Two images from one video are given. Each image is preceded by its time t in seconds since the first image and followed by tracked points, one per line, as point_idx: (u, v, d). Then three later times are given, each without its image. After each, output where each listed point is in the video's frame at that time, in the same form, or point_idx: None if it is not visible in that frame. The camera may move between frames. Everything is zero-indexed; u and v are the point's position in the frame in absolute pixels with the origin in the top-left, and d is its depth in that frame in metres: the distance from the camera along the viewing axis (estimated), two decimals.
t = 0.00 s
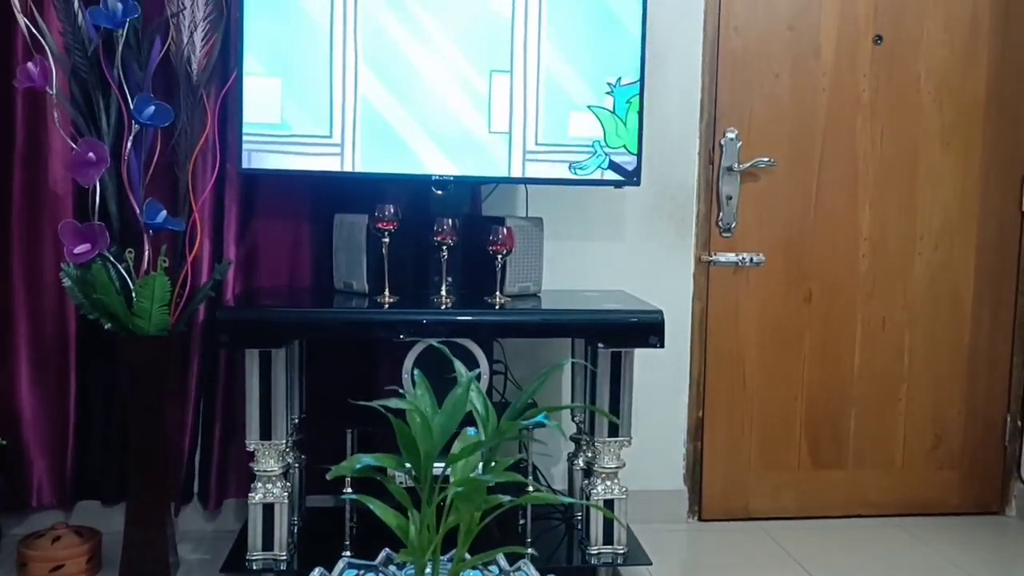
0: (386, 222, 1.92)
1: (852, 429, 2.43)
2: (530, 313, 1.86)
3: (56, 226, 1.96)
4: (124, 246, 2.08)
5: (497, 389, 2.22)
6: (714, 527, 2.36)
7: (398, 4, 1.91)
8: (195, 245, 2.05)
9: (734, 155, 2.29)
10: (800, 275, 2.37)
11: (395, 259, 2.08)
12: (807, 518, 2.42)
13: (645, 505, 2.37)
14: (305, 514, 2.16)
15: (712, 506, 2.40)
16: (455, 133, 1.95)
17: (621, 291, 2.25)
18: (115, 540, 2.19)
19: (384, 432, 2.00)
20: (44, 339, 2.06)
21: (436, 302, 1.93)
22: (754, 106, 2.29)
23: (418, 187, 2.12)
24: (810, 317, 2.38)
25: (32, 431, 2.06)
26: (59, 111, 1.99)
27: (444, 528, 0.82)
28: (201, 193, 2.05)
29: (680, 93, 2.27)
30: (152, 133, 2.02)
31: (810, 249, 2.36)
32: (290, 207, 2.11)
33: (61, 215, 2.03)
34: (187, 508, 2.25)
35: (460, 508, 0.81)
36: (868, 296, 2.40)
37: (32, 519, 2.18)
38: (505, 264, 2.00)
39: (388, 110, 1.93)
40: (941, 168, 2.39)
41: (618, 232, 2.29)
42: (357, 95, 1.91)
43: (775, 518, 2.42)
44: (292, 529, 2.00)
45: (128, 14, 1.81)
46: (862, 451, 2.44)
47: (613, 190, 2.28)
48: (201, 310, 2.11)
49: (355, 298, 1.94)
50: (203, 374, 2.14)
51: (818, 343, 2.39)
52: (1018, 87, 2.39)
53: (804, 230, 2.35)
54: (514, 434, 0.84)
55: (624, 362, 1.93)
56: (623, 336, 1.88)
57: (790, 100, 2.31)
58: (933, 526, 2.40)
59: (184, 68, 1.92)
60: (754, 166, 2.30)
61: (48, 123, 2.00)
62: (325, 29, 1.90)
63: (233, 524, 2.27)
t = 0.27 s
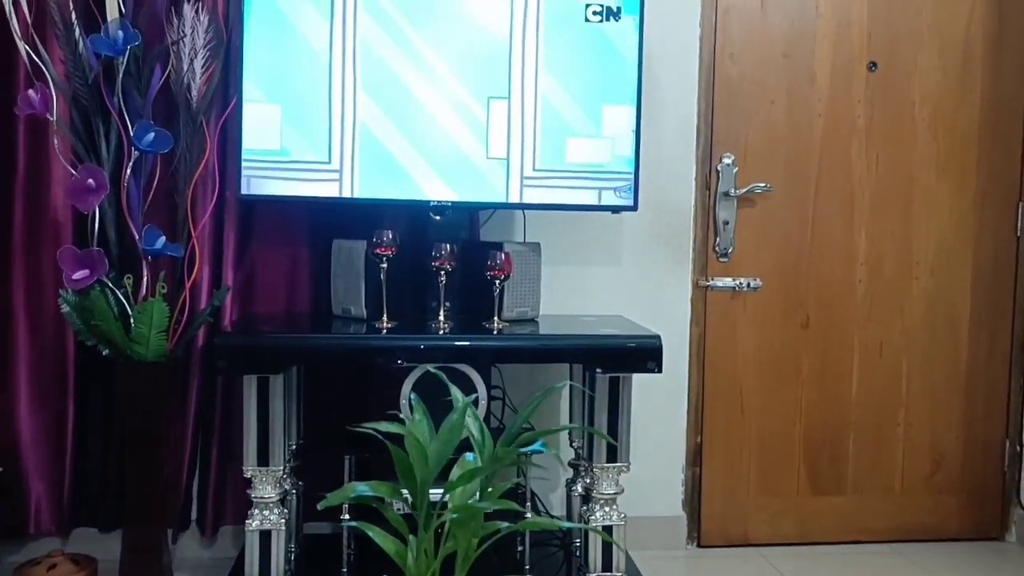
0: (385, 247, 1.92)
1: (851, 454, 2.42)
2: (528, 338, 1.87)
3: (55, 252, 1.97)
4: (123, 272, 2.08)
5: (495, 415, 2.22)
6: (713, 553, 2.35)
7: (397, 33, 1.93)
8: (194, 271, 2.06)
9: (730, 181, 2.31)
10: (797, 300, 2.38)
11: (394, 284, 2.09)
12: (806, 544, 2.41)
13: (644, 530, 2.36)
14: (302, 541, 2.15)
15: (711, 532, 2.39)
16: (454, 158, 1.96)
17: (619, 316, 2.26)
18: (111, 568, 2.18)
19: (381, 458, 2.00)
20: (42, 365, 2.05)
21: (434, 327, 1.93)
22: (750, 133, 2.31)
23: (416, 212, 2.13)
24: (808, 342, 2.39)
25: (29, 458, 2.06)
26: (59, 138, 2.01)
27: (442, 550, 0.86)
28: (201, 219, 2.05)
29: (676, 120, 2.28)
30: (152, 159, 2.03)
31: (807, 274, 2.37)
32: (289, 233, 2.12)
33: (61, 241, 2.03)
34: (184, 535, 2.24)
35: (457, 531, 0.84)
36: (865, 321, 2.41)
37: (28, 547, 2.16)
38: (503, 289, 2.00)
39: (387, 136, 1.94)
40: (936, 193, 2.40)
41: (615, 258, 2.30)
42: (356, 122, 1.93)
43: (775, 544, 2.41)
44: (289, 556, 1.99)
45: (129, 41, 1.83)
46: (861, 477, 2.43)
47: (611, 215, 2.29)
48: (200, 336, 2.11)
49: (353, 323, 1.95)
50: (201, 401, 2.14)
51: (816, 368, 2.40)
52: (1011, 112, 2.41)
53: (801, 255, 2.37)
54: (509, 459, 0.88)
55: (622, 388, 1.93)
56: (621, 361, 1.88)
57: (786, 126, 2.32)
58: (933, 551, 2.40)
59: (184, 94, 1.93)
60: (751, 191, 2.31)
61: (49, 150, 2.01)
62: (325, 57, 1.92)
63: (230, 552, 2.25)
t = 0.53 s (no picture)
0: (384, 273, 1.92)
1: (851, 481, 2.41)
2: (527, 364, 1.87)
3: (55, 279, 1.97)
4: (122, 298, 2.08)
5: (494, 442, 2.20)
6: None
7: (396, 61, 1.95)
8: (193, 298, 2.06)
9: (728, 208, 2.32)
10: (796, 327, 2.38)
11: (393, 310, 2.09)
12: (807, 571, 2.40)
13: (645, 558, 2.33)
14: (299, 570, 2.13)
15: (711, 559, 2.38)
16: (453, 184, 1.97)
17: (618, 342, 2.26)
18: None
19: (379, 486, 1.98)
20: (40, 392, 2.05)
21: (433, 353, 1.93)
22: (747, 160, 2.32)
23: (416, 238, 2.14)
24: (807, 368, 2.39)
25: (26, 486, 2.04)
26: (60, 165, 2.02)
27: None
28: (200, 245, 2.05)
29: (674, 148, 2.30)
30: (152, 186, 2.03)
31: (805, 300, 2.37)
32: (288, 260, 2.12)
33: (61, 268, 2.04)
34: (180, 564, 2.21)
35: (456, 558, 0.84)
36: (864, 347, 2.41)
37: None
38: (501, 315, 2.00)
39: (386, 163, 1.95)
40: (933, 219, 2.41)
41: (614, 284, 2.30)
42: (356, 150, 1.94)
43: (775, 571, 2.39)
44: None
45: (130, 69, 1.84)
46: (862, 504, 2.42)
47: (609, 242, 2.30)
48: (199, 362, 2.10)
49: (351, 349, 1.95)
50: (198, 428, 2.13)
51: (815, 394, 2.39)
52: (1007, 139, 2.43)
53: (799, 281, 2.37)
54: (509, 485, 0.88)
55: (622, 414, 1.92)
56: (620, 387, 1.88)
57: (783, 153, 2.34)
58: None
59: (184, 122, 1.94)
60: (748, 218, 2.32)
61: (50, 177, 2.02)
62: (324, 86, 1.93)
63: None
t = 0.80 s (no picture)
0: (383, 299, 1.92)
1: (852, 508, 2.40)
2: (525, 391, 1.86)
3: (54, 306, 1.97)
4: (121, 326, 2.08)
5: (494, 469, 2.19)
6: None
7: (396, 90, 1.96)
8: (192, 325, 2.06)
9: (726, 235, 2.32)
10: (795, 353, 2.38)
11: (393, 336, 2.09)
12: None
13: None
14: None
15: None
16: (452, 211, 1.98)
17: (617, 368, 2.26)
18: None
19: (378, 514, 1.97)
20: (38, 420, 2.04)
21: (432, 380, 1.93)
22: (745, 187, 2.34)
23: (416, 264, 2.15)
24: (806, 394, 2.38)
25: (22, 514, 2.03)
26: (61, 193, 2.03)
27: None
28: (200, 271, 2.07)
29: (673, 175, 2.31)
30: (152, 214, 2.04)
31: (804, 326, 2.37)
32: (287, 288, 2.13)
33: (60, 295, 2.04)
34: None
35: None
36: (863, 374, 2.40)
37: None
38: (500, 342, 2.00)
39: (385, 191, 1.96)
40: (930, 246, 2.42)
41: (613, 311, 2.30)
42: (355, 178, 1.95)
43: None
44: None
45: (131, 98, 1.85)
46: (862, 532, 2.41)
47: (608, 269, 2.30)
48: (197, 389, 2.10)
49: (350, 376, 1.94)
50: (197, 456, 2.12)
51: (815, 422, 2.39)
52: (1005, 165, 2.43)
53: (799, 307, 2.37)
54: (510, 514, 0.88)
55: (621, 441, 1.92)
56: (619, 414, 1.88)
57: (781, 180, 2.35)
58: None
59: (185, 150, 1.95)
60: (747, 245, 2.33)
61: (51, 205, 2.03)
62: (325, 115, 1.94)
63: None
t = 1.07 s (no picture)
0: (382, 324, 1.93)
1: (853, 534, 2.39)
2: (525, 416, 1.86)
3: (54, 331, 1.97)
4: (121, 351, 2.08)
5: (493, 495, 2.19)
6: None
7: (395, 117, 1.97)
8: (190, 351, 2.06)
9: (725, 259, 2.33)
10: (794, 378, 2.38)
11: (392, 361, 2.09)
12: None
13: None
14: None
15: None
16: (451, 237, 1.99)
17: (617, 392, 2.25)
18: None
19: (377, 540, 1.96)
20: (36, 445, 2.03)
21: (432, 406, 1.92)
22: (744, 212, 2.35)
23: (415, 288, 2.16)
24: (806, 420, 2.38)
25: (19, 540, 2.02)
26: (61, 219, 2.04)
27: None
28: (200, 296, 2.07)
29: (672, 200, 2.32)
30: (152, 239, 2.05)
31: (803, 350, 2.38)
32: (287, 313, 2.13)
33: (60, 320, 2.04)
34: None
35: None
36: (863, 399, 2.40)
37: None
38: (500, 367, 2.00)
39: (385, 216, 1.97)
40: (929, 270, 2.42)
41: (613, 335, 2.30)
42: (355, 204, 1.96)
43: None
44: None
45: (132, 124, 1.86)
46: (863, 558, 2.40)
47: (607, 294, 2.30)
48: (196, 415, 2.10)
49: (349, 402, 1.94)
50: (196, 481, 2.11)
51: (815, 447, 2.38)
52: (1002, 191, 2.44)
53: (798, 332, 2.37)
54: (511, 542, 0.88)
55: (621, 466, 1.91)
56: (618, 439, 1.87)
57: (779, 205, 2.36)
58: None
59: (186, 176, 1.96)
60: (746, 269, 2.34)
61: (51, 230, 2.04)
62: (325, 141, 1.96)
63: None
